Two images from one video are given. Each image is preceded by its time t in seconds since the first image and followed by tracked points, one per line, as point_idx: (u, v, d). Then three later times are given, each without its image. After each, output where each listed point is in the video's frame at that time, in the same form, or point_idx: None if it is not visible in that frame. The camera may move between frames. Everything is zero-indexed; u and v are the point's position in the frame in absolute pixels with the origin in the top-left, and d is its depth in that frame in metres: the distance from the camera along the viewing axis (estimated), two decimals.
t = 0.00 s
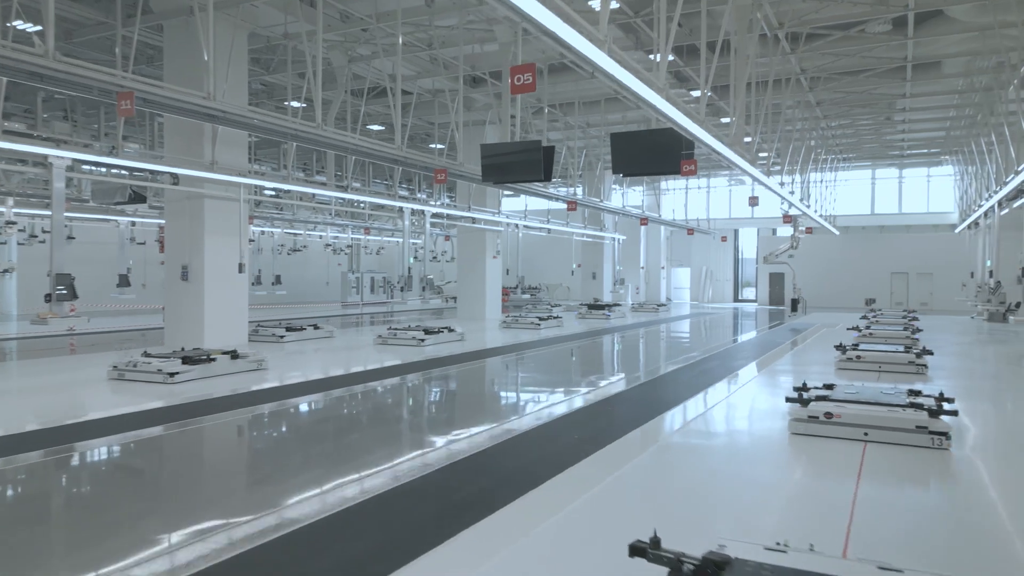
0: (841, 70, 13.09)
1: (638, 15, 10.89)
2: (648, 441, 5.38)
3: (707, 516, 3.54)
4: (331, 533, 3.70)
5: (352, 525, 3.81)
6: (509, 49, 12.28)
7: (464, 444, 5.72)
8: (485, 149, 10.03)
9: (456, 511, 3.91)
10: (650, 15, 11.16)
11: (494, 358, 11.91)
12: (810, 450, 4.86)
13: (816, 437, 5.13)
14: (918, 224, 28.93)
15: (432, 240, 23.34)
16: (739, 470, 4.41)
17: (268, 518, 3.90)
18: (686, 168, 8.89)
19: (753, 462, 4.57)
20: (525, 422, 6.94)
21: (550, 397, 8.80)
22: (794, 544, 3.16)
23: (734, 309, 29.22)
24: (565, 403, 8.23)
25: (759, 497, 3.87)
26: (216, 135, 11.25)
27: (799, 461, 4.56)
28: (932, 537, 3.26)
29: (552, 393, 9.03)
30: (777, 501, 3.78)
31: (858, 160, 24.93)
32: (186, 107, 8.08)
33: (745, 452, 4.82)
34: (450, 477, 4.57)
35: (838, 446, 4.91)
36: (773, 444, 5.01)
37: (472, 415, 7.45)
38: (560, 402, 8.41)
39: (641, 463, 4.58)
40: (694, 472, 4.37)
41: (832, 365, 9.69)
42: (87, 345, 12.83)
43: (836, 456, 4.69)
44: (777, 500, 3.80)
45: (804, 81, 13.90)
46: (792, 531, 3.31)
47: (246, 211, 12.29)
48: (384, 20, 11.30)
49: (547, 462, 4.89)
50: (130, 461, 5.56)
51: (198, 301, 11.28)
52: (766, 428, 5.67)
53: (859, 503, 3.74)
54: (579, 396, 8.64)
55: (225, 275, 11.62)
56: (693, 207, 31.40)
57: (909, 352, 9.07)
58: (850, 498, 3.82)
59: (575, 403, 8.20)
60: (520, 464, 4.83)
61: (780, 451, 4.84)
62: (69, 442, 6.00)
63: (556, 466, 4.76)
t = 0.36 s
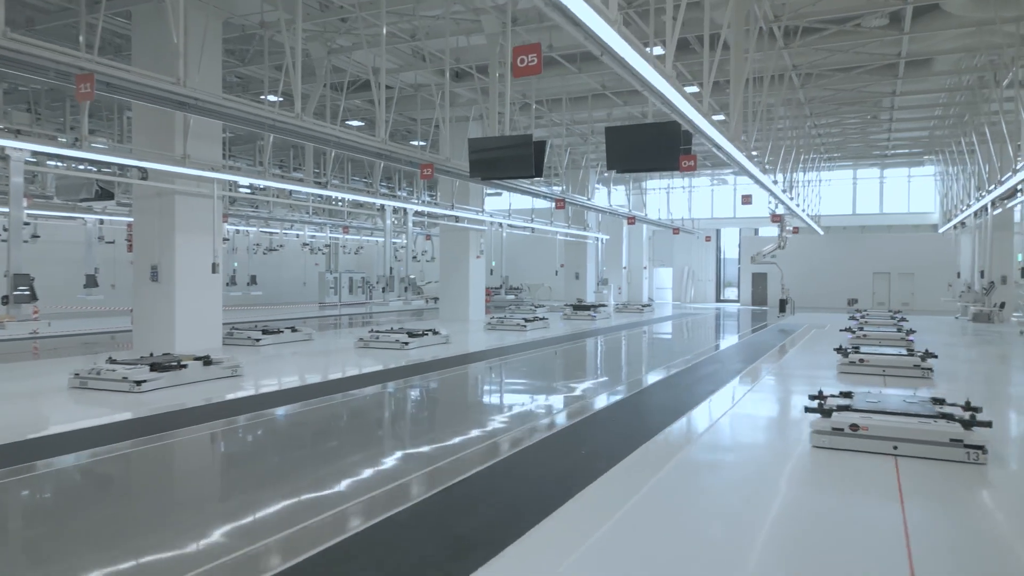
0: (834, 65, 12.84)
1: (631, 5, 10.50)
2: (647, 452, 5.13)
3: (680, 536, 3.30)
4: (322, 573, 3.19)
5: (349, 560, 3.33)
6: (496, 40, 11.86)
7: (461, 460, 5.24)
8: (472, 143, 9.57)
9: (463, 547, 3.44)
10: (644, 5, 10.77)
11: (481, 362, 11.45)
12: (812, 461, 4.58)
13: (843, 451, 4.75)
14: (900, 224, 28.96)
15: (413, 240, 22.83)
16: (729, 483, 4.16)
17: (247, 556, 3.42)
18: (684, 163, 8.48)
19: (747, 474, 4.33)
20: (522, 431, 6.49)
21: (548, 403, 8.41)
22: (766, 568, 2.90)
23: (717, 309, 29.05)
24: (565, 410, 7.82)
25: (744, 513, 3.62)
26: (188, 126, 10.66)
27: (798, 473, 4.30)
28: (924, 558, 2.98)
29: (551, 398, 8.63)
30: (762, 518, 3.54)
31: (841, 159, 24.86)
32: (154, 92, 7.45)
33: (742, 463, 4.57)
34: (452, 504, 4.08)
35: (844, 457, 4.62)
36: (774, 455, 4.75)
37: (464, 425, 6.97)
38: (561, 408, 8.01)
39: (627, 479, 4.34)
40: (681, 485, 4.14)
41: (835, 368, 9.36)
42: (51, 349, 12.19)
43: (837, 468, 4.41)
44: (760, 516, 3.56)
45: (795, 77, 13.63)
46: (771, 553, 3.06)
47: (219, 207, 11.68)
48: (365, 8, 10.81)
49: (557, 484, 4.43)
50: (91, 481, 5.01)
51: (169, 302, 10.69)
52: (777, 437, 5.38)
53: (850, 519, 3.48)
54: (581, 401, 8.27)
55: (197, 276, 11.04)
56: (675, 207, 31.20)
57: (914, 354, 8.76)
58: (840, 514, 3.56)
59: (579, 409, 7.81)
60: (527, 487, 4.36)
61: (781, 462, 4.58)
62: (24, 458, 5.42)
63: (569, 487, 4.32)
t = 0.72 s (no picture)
0: (828, 62, 12.58)
1: None
2: (654, 465, 4.90)
3: (680, 539, 3.38)
4: None
5: None
6: (483, 31, 11.42)
7: (461, 478, 4.76)
8: (461, 137, 9.12)
9: None
10: None
11: (467, 365, 11.00)
12: (798, 461, 4.70)
13: (877, 467, 4.40)
14: (881, 224, 29.01)
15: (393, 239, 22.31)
16: (719, 484, 4.25)
17: None
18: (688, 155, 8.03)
19: (734, 474, 4.43)
20: (520, 442, 6.08)
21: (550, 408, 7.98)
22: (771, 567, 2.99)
23: (700, 310, 28.87)
24: (566, 416, 7.40)
25: (738, 514, 3.71)
26: (158, 118, 10.09)
27: (783, 475, 4.41)
28: (916, 554, 3.13)
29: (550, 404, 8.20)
30: (756, 518, 3.64)
31: (825, 159, 24.76)
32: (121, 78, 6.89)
33: (730, 464, 4.66)
34: (460, 535, 3.61)
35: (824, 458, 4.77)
36: (756, 458, 4.86)
37: (459, 434, 6.51)
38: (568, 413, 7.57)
39: (638, 496, 4.13)
40: (672, 492, 4.22)
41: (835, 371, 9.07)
42: (11, 354, 11.52)
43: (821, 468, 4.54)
44: (754, 517, 3.66)
45: (788, 74, 13.36)
46: (772, 553, 3.16)
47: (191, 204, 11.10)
48: None
49: (575, 509, 3.96)
50: (44, 501, 4.51)
51: (137, 304, 10.11)
52: (804, 448, 5.19)
53: (838, 519, 3.62)
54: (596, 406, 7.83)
55: (168, 277, 10.45)
56: (658, 207, 30.97)
57: (918, 357, 8.48)
58: (829, 512, 3.69)
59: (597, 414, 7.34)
60: (543, 514, 3.89)
61: (765, 463, 4.69)
62: None
63: (582, 512, 3.91)
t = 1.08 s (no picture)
0: (823, 57, 12.33)
1: None
2: (676, 483, 4.50)
3: (675, 547, 3.39)
4: None
5: None
6: (470, 21, 10.96)
7: (463, 505, 4.29)
8: (449, 129, 8.65)
9: None
10: None
11: (454, 370, 10.54)
12: (792, 468, 4.70)
13: (914, 486, 4.06)
14: (862, 224, 29.02)
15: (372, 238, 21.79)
16: (716, 492, 4.21)
17: None
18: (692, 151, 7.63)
19: (728, 481, 4.44)
20: (520, 456, 5.64)
21: (548, 415, 7.57)
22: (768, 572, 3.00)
23: (683, 310, 28.65)
24: (564, 425, 6.98)
25: (731, 518, 3.72)
26: (126, 108, 9.51)
27: (779, 480, 4.40)
28: (935, 567, 3.05)
29: (546, 411, 7.78)
30: (785, 539, 3.40)
31: (809, 158, 24.63)
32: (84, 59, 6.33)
33: (724, 470, 4.68)
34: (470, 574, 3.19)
35: (820, 465, 4.76)
36: (751, 464, 4.84)
37: (454, 447, 6.05)
38: (574, 422, 7.18)
39: (665, 521, 3.74)
40: (702, 515, 3.83)
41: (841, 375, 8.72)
42: None
43: (815, 474, 4.56)
44: (748, 520, 3.67)
45: (781, 71, 13.09)
46: (768, 556, 3.17)
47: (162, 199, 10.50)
48: None
49: (597, 540, 3.54)
50: None
51: (104, 307, 9.52)
52: (822, 458, 5.00)
53: (833, 521, 3.63)
54: (602, 412, 7.42)
55: (136, 277, 9.88)
56: (641, 206, 30.71)
57: (924, 361, 8.18)
58: (844, 524, 3.59)
59: (604, 422, 6.94)
60: (561, 546, 3.47)
61: (758, 469, 4.69)
62: None
63: (604, 543, 3.49)
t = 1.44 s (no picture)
0: (817, 52, 12.10)
1: None
2: (705, 507, 4.09)
3: (680, 565, 3.26)
4: None
5: None
6: (458, 10, 10.51)
7: (467, 537, 3.85)
8: (439, 122, 8.20)
9: None
10: None
11: (440, 376, 10.06)
12: (788, 469, 4.67)
13: (966, 509, 3.69)
14: (844, 224, 29.01)
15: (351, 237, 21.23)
16: (716, 502, 4.11)
17: None
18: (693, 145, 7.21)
19: (765, 502, 4.02)
20: (522, 474, 5.21)
21: (544, 424, 7.14)
22: (764, 575, 2.96)
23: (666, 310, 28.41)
24: (564, 436, 6.58)
25: (726, 526, 3.69)
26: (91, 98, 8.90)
27: (778, 482, 4.33)
28: None
29: (543, 420, 7.36)
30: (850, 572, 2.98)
31: (793, 157, 24.52)
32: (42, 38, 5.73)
33: (727, 479, 4.55)
34: None
35: (820, 467, 4.68)
36: (749, 469, 4.78)
37: (449, 464, 5.58)
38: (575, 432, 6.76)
39: (704, 553, 3.31)
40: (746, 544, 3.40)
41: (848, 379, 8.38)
42: None
43: (821, 480, 4.44)
44: (755, 530, 3.55)
45: (775, 67, 12.84)
46: None
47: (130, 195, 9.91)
48: None
49: None
50: None
51: (67, 310, 8.92)
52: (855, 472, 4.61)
53: (844, 530, 3.50)
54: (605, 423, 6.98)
55: (103, 278, 9.29)
56: (623, 205, 30.42)
57: (935, 364, 7.86)
58: (904, 549, 3.20)
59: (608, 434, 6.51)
60: None
61: (756, 474, 4.64)
62: None
63: None
